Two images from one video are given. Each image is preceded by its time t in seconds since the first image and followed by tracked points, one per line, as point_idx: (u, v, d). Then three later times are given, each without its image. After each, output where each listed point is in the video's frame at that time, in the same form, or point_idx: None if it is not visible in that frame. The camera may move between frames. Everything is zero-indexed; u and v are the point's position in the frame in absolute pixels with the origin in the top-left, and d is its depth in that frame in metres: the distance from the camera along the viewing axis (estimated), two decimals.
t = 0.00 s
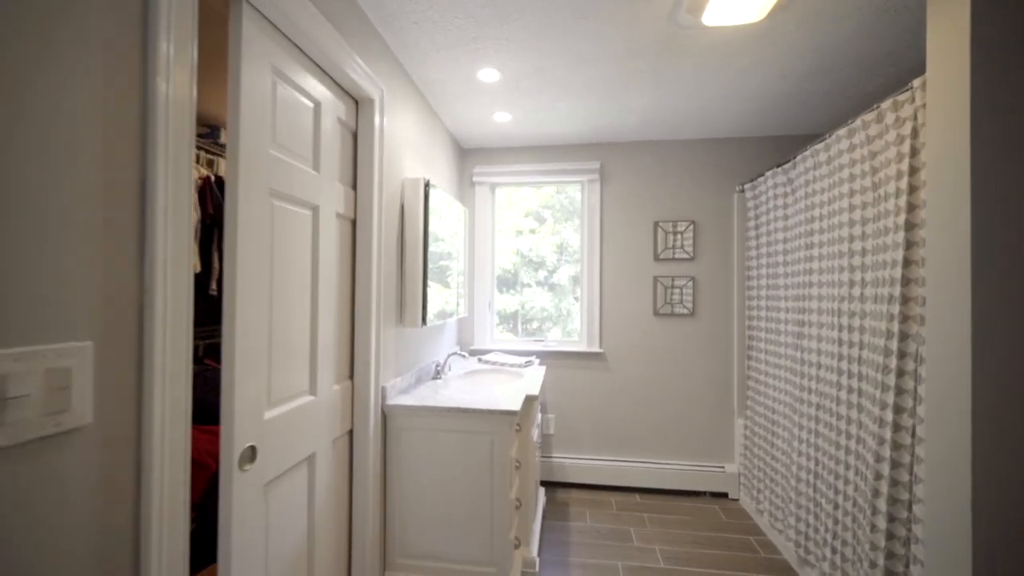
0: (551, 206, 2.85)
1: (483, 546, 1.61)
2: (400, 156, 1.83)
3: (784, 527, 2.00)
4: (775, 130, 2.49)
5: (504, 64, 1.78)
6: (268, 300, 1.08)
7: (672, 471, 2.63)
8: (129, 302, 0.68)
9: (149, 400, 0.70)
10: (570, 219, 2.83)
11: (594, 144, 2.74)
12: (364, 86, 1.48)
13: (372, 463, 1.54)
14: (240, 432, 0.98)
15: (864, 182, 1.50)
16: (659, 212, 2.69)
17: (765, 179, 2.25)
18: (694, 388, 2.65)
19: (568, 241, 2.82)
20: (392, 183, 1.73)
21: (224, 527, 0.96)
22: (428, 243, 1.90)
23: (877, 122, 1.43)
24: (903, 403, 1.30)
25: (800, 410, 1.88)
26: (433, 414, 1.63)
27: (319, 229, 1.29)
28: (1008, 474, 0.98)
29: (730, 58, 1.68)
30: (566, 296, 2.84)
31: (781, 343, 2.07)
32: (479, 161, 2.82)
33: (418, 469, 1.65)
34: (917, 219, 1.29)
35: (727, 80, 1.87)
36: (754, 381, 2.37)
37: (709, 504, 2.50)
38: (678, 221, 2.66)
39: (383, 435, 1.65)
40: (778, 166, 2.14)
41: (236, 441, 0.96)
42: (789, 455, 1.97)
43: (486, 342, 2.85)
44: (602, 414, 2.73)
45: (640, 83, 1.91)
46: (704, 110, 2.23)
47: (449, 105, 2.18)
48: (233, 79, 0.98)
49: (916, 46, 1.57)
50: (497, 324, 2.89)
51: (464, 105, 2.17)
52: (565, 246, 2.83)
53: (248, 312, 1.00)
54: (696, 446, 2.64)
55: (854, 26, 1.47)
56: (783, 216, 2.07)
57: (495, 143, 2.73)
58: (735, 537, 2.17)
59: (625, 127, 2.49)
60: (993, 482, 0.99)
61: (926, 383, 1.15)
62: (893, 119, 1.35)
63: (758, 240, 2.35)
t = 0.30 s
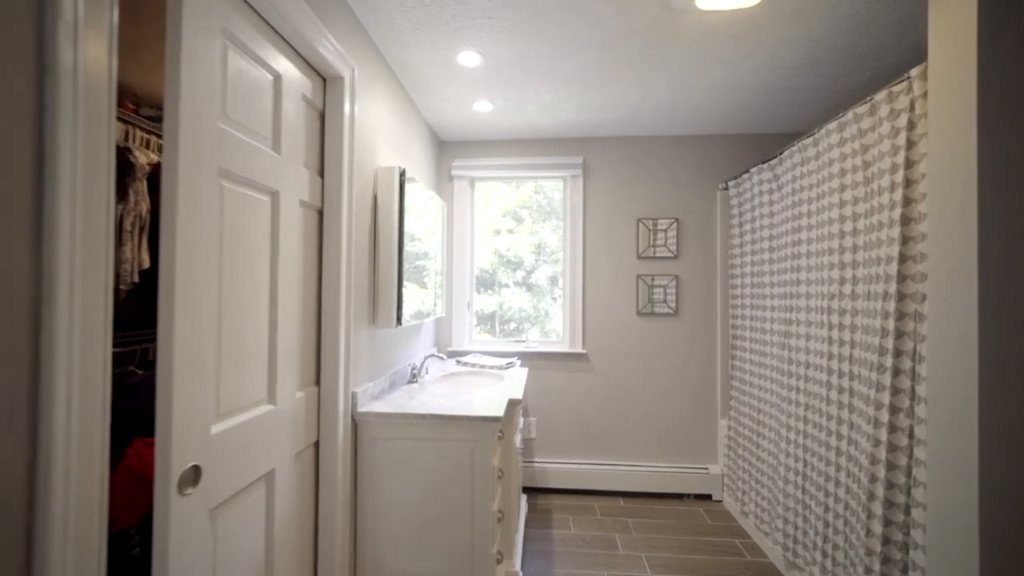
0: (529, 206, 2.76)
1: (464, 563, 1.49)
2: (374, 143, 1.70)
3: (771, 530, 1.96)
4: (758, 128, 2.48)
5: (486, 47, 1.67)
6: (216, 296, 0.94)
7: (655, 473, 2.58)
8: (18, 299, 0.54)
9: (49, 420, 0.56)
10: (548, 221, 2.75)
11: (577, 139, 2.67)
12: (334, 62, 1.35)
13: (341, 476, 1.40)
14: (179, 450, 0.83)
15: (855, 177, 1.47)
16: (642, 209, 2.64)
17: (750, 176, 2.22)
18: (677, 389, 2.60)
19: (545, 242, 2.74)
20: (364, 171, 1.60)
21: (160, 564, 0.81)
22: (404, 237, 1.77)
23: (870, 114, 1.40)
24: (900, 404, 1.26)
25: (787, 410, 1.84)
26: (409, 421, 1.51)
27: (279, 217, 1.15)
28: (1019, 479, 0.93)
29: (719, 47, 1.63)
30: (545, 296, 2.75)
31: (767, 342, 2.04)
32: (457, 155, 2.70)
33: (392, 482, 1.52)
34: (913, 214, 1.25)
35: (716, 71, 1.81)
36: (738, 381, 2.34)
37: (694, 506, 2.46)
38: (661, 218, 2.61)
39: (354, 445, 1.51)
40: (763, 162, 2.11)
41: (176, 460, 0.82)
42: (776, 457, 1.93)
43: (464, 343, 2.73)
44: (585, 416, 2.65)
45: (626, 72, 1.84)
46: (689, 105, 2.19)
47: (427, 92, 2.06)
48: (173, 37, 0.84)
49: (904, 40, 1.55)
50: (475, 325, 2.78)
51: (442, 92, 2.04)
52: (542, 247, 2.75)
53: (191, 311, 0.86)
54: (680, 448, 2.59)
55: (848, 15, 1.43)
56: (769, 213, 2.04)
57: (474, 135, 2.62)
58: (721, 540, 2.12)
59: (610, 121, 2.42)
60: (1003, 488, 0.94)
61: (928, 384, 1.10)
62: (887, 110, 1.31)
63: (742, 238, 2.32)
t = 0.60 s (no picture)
0: (504, 206, 2.68)
1: None
2: (343, 131, 1.59)
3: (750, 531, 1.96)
4: (734, 128, 2.49)
5: (464, 33, 1.59)
6: (154, 293, 0.81)
7: (634, 475, 2.55)
8: None
9: None
10: (523, 221, 2.69)
11: (556, 135, 2.61)
12: (298, 40, 1.24)
13: (305, 491, 1.28)
14: (105, 473, 0.71)
15: (836, 176, 1.46)
16: (621, 208, 2.61)
17: (728, 176, 2.21)
18: (656, 389, 2.59)
19: (520, 242, 2.67)
20: (332, 160, 1.49)
21: None
22: (376, 233, 1.66)
23: (852, 113, 1.39)
24: (882, 403, 1.26)
25: (766, 411, 1.84)
26: (381, 430, 1.40)
27: (234, 206, 1.03)
28: (1007, 479, 0.92)
29: (702, 42, 1.61)
30: (519, 296, 2.69)
31: (746, 341, 2.04)
32: (433, 149, 2.60)
33: (363, 494, 1.41)
34: (895, 213, 1.25)
35: (697, 67, 1.79)
36: (716, 381, 2.34)
37: (672, 507, 2.44)
38: (640, 217, 2.59)
39: (321, 456, 1.40)
40: (742, 162, 2.11)
41: (103, 486, 0.70)
42: (754, 457, 1.93)
43: (439, 344, 2.63)
44: (564, 418, 2.60)
45: (607, 66, 1.80)
46: (668, 103, 2.17)
47: (401, 80, 1.95)
48: None
49: (880, 42, 1.57)
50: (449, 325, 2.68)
51: (417, 81, 1.95)
52: (517, 247, 2.68)
53: (122, 311, 0.74)
54: (658, 449, 2.58)
55: (829, 14, 1.43)
56: (747, 213, 2.04)
57: (451, 129, 2.52)
58: (700, 541, 2.11)
59: (589, 118, 2.38)
60: (991, 488, 0.93)
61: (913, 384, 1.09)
62: (869, 109, 1.31)
63: (720, 238, 2.32)
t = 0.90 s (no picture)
0: (474, 206, 2.62)
1: None
2: (307, 117, 1.49)
3: (721, 526, 1.98)
4: (705, 130, 2.53)
5: (438, 19, 1.53)
6: (76, 289, 0.71)
7: (608, 475, 2.54)
8: None
9: None
10: (493, 221, 2.63)
11: (531, 132, 2.58)
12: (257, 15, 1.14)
13: (263, 506, 1.18)
14: (12, 499, 0.60)
15: (806, 175, 1.49)
16: (595, 207, 2.60)
17: (699, 176, 2.24)
18: (629, 388, 2.59)
19: (491, 242, 2.61)
20: (295, 148, 1.39)
21: None
22: (343, 227, 1.57)
23: (822, 114, 1.42)
24: (852, 398, 1.28)
25: (737, 408, 1.86)
26: (348, 437, 1.32)
27: (179, 192, 0.93)
28: (972, 471, 0.95)
29: (677, 40, 1.61)
30: (490, 296, 2.63)
31: (717, 339, 2.06)
32: (403, 143, 2.51)
33: (328, 506, 1.32)
34: (864, 212, 1.28)
35: (671, 66, 1.79)
36: (688, 378, 2.36)
37: (645, 506, 2.45)
38: (613, 216, 2.59)
39: (281, 467, 1.30)
40: (713, 162, 2.14)
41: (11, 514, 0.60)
42: (726, 454, 1.95)
43: (410, 345, 2.54)
44: (538, 419, 2.56)
45: (583, 61, 1.78)
46: (642, 102, 2.17)
47: (370, 67, 1.86)
48: None
49: (844, 47, 1.62)
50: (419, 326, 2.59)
51: (387, 69, 1.86)
52: (489, 246, 2.62)
53: (37, 310, 0.64)
54: (631, 447, 2.58)
55: (799, 16, 1.45)
56: (719, 212, 2.07)
57: (422, 122, 2.44)
58: (673, 538, 2.12)
59: (564, 115, 2.35)
60: (958, 480, 0.95)
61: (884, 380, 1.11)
62: (839, 110, 1.33)
63: (691, 237, 2.35)
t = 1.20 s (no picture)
0: (445, 204, 2.57)
1: None
2: (269, 103, 1.41)
3: (691, 520, 2.02)
4: (674, 131, 2.58)
5: (410, 8, 1.48)
6: None
7: (580, 473, 2.55)
8: None
9: None
10: (465, 220, 2.59)
11: (504, 129, 2.55)
12: None
13: (219, 517, 1.10)
14: None
15: (772, 175, 1.53)
16: (568, 205, 2.60)
17: (669, 176, 2.28)
18: (601, 386, 2.61)
19: (463, 241, 2.58)
20: (255, 136, 1.31)
21: None
22: (308, 221, 1.50)
23: (787, 116, 1.47)
24: (815, 391, 1.33)
25: (706, 403, 1.90)
26: (313, 440, 1.25)
27: (122, 175, 0.85)
28: (927, 457, 0.99)
29: (650, 40, 1.62)
30: (462, 296, 2.59)
31: (687, 336, 2.10)
32: (372, 137, 2.43)
33: (291, 514, 1.25)
34: (827, 211, 1.32)
35: (644, 65, 1.81)
36: (658, 375, 2.40)
37: (617, 502, 2.47)
38: (585, 215, 2.60)
39: (239, 475, 1.22)
40: (682, 162, 2.18)
41: None
42: (695, 449, 1.99)
43: (379, 345, 2.46)
44: (511, 418, 2.54)
45: (556, 57, 1.77)
46: (613, 102, 2.19)
47: (338, 55, 1.79)
48: None
49: (806, 53, 1.68)
50: (389, 325, 2.52)
51: (355, 57, 1.79)
52: (460, 246, 2.58)
53: None
54: (603, 445, 2.60)
55: (766, 20, 1.49)
56: (688, 211, 2.11)
57: (393, 115, 2.37)
58: (644, 533, 2.15)
59: (538, 112, 2.34)
60: (917, 467, 0.99)
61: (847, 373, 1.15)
62: (803, 112, 1.38)
63: (662, 237, 2.39)
